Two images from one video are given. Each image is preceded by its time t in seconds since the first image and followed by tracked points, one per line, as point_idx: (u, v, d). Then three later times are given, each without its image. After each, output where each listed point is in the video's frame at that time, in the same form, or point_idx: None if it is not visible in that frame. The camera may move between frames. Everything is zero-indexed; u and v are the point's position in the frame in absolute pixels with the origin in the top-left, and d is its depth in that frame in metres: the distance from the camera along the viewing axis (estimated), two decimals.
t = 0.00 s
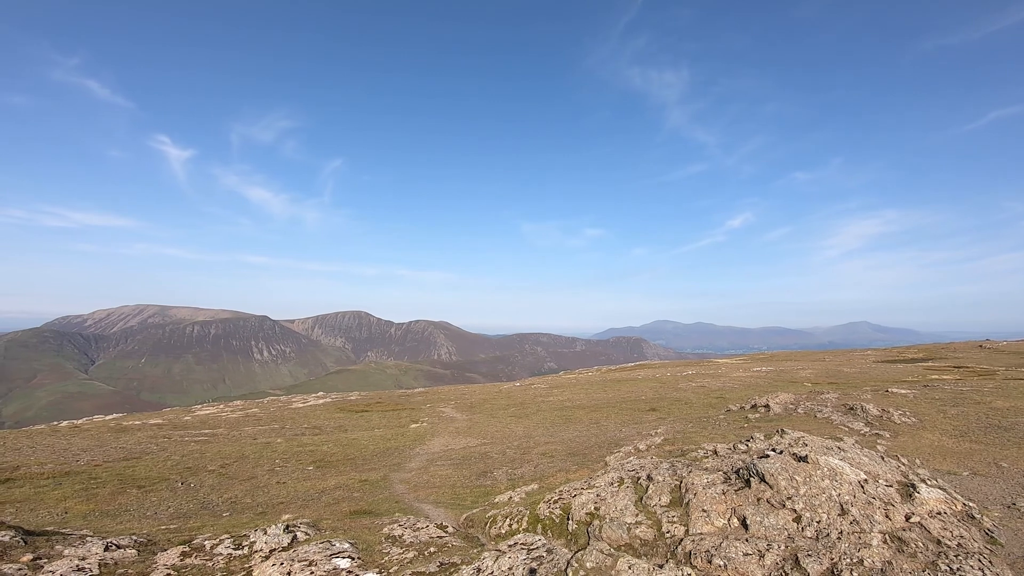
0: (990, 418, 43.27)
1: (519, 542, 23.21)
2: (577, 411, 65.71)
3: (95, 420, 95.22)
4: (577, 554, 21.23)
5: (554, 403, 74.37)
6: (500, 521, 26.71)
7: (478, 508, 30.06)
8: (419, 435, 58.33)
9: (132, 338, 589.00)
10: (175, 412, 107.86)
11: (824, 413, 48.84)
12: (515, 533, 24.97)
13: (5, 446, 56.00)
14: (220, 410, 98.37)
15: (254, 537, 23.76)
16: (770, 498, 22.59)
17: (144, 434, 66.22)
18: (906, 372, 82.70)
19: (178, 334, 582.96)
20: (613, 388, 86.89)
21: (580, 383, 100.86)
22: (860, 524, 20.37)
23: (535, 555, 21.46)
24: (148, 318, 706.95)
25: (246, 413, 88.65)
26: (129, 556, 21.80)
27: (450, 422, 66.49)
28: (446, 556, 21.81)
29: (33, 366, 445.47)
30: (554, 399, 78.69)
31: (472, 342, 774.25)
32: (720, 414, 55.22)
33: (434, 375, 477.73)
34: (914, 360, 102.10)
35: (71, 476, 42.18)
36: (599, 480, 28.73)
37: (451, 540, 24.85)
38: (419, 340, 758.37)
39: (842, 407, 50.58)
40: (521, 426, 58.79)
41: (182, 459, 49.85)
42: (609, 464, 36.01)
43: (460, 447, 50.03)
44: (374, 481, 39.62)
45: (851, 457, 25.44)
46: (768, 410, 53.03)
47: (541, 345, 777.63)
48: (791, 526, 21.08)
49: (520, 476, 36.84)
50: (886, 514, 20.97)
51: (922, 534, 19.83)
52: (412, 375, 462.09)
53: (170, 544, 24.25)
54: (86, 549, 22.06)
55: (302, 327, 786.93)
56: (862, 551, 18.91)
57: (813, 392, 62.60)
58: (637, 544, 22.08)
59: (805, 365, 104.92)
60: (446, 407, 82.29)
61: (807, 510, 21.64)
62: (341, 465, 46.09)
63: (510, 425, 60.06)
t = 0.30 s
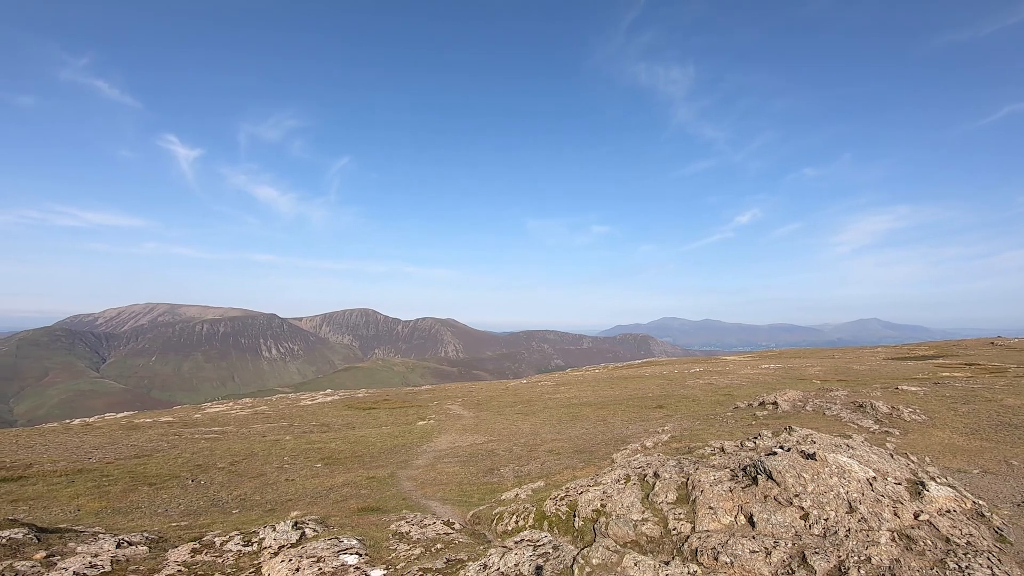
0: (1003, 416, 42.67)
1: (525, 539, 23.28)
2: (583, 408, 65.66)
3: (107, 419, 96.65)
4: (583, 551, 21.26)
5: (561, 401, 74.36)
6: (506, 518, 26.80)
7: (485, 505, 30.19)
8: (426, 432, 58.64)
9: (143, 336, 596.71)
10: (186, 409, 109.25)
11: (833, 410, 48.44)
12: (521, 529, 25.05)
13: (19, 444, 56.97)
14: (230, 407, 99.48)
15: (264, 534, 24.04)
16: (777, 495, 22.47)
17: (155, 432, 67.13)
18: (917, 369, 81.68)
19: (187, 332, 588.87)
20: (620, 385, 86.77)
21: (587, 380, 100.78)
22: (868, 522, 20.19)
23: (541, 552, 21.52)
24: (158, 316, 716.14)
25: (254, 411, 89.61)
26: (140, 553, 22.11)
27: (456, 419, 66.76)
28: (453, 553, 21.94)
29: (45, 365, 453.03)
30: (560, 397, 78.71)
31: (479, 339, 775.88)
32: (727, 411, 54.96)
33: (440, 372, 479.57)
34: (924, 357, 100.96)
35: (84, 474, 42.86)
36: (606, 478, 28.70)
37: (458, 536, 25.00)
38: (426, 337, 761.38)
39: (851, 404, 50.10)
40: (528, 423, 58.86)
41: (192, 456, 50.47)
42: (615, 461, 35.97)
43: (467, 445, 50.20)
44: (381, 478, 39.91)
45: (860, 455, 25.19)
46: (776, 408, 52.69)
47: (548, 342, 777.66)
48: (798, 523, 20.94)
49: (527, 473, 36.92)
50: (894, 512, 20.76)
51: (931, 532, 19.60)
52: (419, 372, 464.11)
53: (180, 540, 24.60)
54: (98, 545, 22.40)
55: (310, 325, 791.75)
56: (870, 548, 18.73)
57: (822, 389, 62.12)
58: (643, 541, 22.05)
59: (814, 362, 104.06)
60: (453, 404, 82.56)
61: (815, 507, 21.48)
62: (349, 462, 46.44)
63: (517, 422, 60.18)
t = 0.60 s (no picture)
0: (1016, 414, 42.05)
1: (533, 536, 23.32)
2: (590, 406, 65.59)
3: (119, 415, 98.02)
4: (590, 548, 21.26)
5: (567, 398, 74.31)
6: (513, 515, 26.87)
7: (492, 502, 30.27)
8: (433, 430, 58.87)
9: (153, 334, 604.13)
10: (196, 406, 110.51)
11: (842, 408, 47.99)
12: (528, 527, 25.09)
13: (32, 441, 57.89)
14: (239, 405, 100.39)
15: (273, 530, 24.27)
16: (786, 493, 22.33)
17: (165, 429, 67.95)
18: (927, 368, 80.75)
19: (197, 330, 594.69)
20: (627, 383, 86.54)
21: (593, 377, 100.62)
22: (878, 520, 19.99)
23: (548, 549, 21.56)
24: (168, 314, 724.48)
25: (263, 408, 90.29)
26: (151, 549, 22.43)
27: (463, 417, 66.96)
28: (460, 549, 22.04)
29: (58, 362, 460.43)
30: (567, 394, 78.67)
31: (485, 337, 777.45)
32: (735, 409, 54.65)
33: (447, 370, 481.18)
34: (935, 356, 99.78)
35: (95, 470, 43.48)
36: (613, 475, 28.65)
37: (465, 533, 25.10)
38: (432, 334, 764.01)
39: (861, 402, 49.62)
40: (535, 421, 58.91)
41: (201, 453, 51.04)
42: (622, 459, 35.91)
43: (474, 442, 50.33)
44: (389, 475, 40.13)
45: (869, 453, 24.91)
46: (785, 406, 52.31)
47: (554, 339, 777.55)
48: (807, 521, 20.79)
49: (534, 471, 36.97)
50: (904, 510, 20.53)
51: (941, 530, 19.37)
52: (425, 369, 466.09)
53: (191, 537, 24.91)
54: (110, 542, 22.74)
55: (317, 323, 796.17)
56: (879, 547, 18.56)
57: (831, 387, 61.55)
58: (650, 538, 22.00)
59: (823, 360, 103.21)
60: (459, 402, 82.82)
61: (824, 505, 21.31)
62: (356, 459, 46.75)
63: (523, 420, 60.25)
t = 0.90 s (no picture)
0: None
1: (539, 532, 23.40)
2: (597, 403, 65.53)
3: (131, 413, 99.52)
4: (596, 545, 21.26)
5: (574, 395, 74.31)
6: (519, 511, 26.95)
7: (498, 499, 30.39)
8: (440, 427, 59.14)
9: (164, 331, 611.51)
10: (206, 404, 111.77)
11: (851, 406, 47.56)
12: (534, 523, 25.16)
13: (46, 438, 58.89)
14: (248, 402, 101.43)
15: (281, 527, 24.54)
16: (792, 491, 22.20)
17: (176, 426, 68.84)
18: (938, 365, 79.78)
19: (206, 327, 600.71)
20: (634, 380, 86.33)
21: (600, 374, 100.48)
22: (885, 518, 19.80)
23: (554, 545, 21.61)
24: (178, 311, 733.61)
25: (271, 405, 91.12)
26: (163, 546, 22.80)
27: (470, 414, 67.19)
28: (466, 546, 22.16)
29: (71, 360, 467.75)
30: (574, 391, 78.67)
31: (491, 333, 778.71)
32: (743, 406, 54.32)
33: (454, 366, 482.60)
34: (946, 353, 98.45)
35: (107, 467, 44.18)
36: (619, 472, 28.64)
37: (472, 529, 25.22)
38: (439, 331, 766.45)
39: (870, 400, 49.10)
40: (541, 417, 58.99)
41: (211, 450, 51.67)
42: (629, 456, 35.87)
43: (480, 439, 50.49)
44: (396, 472, 40.39)
45: (877, 450, 24.62)
46: (793, 403, 51.94)
47: (561, 336, 776.97)
48: (814, 519, 20.66)
49: (540, 468, 37.03)
50: (912, 508, 20.30)
51: (950, 529, 19.13)
52: (432, 366, 468.19)
53: (201, 533, 25.23)
54: (122, 538, 23.13)
55: (325, 321, 800.80)
56: (886, 545, 18.39)
57: (841, 384, 60.99)
58: (656, 535, 21.96)
59: (832, 357, 102.23)
60: (466, 398, 83.10)
61: (831, 503, 21.13)
62: (364, 456, 47.11)
63: (529, 416, 60.36)
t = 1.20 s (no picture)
0: None
1: (541, 530, 23.47)
2: (599, 400, 65.51)
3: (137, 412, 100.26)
4: (598, 542, 21.29)
5: (576, 392, 74.29)
6: (521, 508, 27.05)
7: (500, 496, 30.48)
8: (442, 423, 59.31)
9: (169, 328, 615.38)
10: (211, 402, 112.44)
11: (855, 403, 47.35)
12: (536, 521, 25.26)
13: (52, 437, 59.39)
14: (252, 399, 101.89)
15: (284, 524, 24.71)
16: (795, 488, 22.16)
17: (180, 424, 69.32)
18: (942, 361, 79.37)
19: (211, 324, 603.57)
20: (637, 377, 86.23)
21: (603, 371, 100.46)
22: (888, 516, 19.75)
23: (556, 543, 21.69)
24: (183, 308, 737.95)
25: (275, 402, 91.65)
26: (167, 543, 23.00)
27: (472, 411, 67.33)
28: (468, 543, 22.27)
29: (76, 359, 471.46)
30: (576, 388, 78.69)
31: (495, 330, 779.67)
32: (745, 403, 54.16)
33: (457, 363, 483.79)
34: (950, 349, 97.96)
35: (113, 466, 44.50)
36: (621, 469, 28.66)
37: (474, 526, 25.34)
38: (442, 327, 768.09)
39: (874, 397, 48.91)
40: (544, 414, 59.06)
41: (216, 448, 51.98)
42: (631, 454, 35.88)
43: (483, 436, 50.60)
44: (399, 469, 40.57)
45: (881, 448, 24.51)
46: (796, 400, 51.80)
47: (564, 333, 777.07)
48: (816, 516, 20.63)
49: (542, 465, 37.08)
50: (915, 506, 20.22)
51: (953, 526, 19.07)
52: (435, 363, 469.44)
53: (205, 531, 25.44)
54: (127, 536, 23.35)
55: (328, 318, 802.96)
56: (889, 543, 18.34)
57: (844, 381, 60.75)
58: (658, 532, 21.99)
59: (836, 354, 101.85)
60: (469, 395, 83.23)
61: (834, 500, 21.09)
62: (367, 453, 47.31)
63: (532, 414, 60.45)
